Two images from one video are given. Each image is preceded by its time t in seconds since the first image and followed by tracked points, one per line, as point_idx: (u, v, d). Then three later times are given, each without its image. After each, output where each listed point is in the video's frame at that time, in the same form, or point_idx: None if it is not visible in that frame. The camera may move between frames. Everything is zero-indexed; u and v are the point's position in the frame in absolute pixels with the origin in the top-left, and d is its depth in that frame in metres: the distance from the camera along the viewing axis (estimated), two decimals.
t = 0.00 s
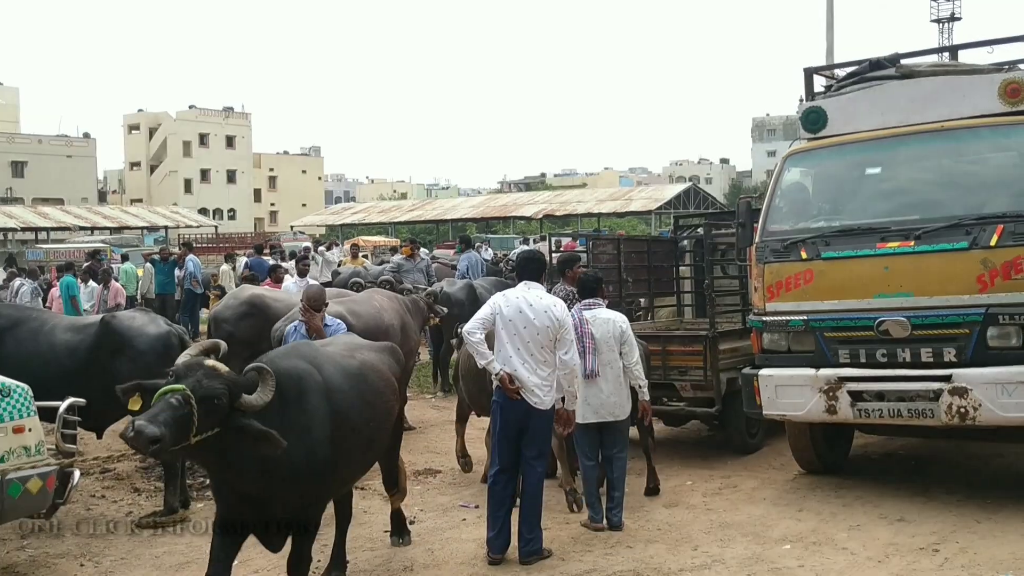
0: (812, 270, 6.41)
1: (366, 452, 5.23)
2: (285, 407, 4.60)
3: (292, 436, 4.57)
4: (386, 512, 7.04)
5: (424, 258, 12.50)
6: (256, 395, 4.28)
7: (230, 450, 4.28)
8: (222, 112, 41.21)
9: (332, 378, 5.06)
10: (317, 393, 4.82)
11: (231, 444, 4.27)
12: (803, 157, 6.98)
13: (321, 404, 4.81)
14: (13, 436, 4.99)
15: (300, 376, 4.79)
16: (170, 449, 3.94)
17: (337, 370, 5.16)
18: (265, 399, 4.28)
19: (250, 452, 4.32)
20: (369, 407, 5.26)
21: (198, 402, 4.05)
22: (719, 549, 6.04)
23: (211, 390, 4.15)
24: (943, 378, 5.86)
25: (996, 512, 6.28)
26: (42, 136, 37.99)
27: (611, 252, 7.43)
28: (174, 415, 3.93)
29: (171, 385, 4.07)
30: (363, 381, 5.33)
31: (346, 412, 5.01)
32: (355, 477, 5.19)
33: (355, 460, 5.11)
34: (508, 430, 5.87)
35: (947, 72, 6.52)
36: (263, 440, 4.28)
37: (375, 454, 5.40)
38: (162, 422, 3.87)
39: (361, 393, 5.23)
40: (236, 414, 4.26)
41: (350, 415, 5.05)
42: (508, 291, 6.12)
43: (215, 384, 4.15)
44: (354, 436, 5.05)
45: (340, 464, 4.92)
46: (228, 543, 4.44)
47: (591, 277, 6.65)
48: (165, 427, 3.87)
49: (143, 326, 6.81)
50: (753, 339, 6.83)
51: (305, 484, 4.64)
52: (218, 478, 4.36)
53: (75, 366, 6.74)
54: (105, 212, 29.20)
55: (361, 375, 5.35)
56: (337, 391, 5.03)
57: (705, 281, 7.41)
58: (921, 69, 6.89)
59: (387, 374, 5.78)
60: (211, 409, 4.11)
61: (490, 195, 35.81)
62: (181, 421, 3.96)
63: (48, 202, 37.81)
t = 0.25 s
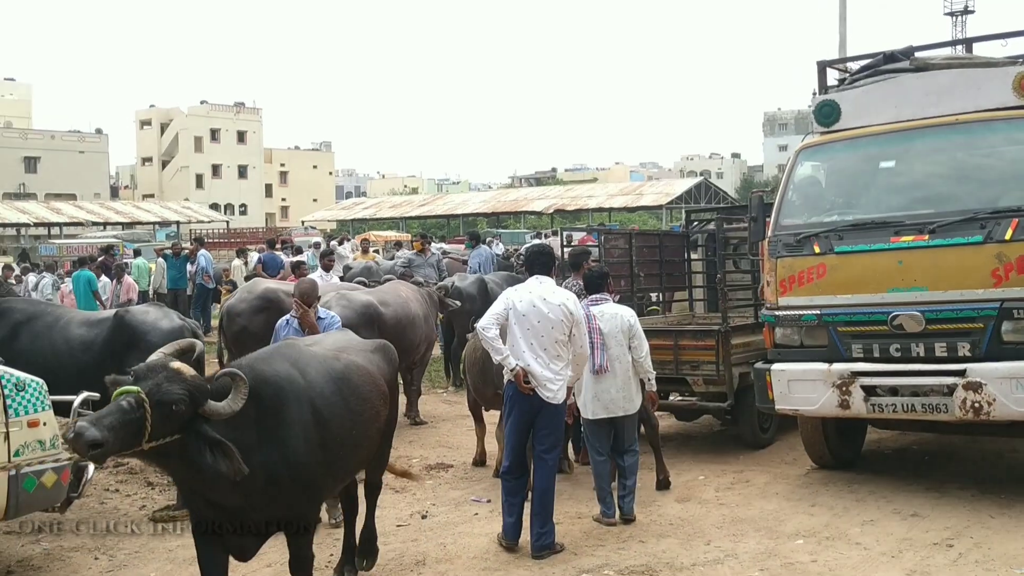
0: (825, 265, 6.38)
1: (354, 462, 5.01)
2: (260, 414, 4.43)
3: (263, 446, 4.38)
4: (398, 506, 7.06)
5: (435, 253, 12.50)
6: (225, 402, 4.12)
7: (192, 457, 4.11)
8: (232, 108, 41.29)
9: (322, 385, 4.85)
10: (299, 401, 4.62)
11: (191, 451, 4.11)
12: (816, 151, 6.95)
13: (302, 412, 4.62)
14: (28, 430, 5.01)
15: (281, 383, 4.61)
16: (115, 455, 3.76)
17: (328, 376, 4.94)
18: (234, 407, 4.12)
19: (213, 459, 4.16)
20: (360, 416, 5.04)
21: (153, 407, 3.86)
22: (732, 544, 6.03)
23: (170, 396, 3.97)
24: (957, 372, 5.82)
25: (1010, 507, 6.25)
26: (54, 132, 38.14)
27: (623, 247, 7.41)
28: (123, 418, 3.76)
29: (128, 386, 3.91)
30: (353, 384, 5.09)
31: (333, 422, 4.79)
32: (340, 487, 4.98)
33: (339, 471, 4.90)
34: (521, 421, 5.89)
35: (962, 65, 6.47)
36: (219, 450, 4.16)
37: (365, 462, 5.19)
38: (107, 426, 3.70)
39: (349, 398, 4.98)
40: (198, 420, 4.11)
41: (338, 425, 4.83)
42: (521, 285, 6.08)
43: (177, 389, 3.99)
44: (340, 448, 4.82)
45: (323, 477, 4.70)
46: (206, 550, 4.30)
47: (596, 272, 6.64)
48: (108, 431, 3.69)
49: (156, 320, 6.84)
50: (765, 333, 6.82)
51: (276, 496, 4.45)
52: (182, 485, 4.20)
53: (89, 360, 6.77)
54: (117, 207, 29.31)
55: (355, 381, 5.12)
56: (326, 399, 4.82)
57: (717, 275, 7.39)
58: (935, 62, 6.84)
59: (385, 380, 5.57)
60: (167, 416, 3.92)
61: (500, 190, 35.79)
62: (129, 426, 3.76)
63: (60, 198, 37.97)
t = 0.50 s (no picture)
0: (834, 259, 6.37)
1: (343, 461, 4.70)
2: (236, 411, 4.13)
3: (239, 445, 4.08)
4: (407, 501, 7.07)
5: (443, 248, 12.50)
6: (185, 407, 3.75)
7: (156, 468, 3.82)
8: (239, 103, 41.34)
9: (305, 379, 4.53)
10: (278, 397, 4.31)
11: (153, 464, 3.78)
12: (825, 145, 6.93)
13: (282, 408, 4.30)
14: (39, 424, 5.02)
15: (258, 377, 4.30)
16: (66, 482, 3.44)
17: (313, 370, 4.62)
18: (194, 412, 3.76)
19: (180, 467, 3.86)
20: (348, 412, 4.70)
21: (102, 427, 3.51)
22: (740, 538, 6.04)
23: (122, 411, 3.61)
24: (967, 367, 5.81)
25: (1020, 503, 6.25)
26: (62, 127, 38.22)
27: (632, 242, 7.41)
28: (72, 445, 3.42)
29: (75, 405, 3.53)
30: (339, 379, 4.75)
31: (316, 418, 4.46)
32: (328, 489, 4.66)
33: (327, 471, 4.58)
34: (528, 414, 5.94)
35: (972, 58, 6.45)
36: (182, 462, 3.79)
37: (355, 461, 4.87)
38: (53, 456, 3.36)
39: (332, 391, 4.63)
40: (156, 429, 3.75)
41: (323, 421, 4.50)
42: (522, 282, 6.08)
43: (129, 404, 3.60)
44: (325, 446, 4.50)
45: (307, 476, 4.39)
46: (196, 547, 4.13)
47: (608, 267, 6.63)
48: (56, 462, 3.37)
49: (165, 315, 6.85)
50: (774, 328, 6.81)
51: (255, 497, 4.15)
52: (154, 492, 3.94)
53: (98, 355, 6.79)
54: (125, 203, 29.37)
55: (344, 375, 4.80)
56: (309, 394, 4.49)
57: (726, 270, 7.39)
58: (945, 56, 6.82)
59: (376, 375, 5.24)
60: (121, 434, 3.57)
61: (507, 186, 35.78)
62: (78, 451, 3.42)
63: (67, 193, 38.07)
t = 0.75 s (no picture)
0: (843, 255, 6.30)
1: (329, 467, 4.42)
2: (202, 415, 3.90)
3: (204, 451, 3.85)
4: (412, 498, 7.03)
5: (448, 244, 12.44)
6: (134, 418, 3.55)
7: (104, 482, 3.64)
8: (243, 98, 41.29)
9: (286, 381, 4.25)
10: (252, 401, 4.04)
11: (98, 478, 3.61)
12: (835, 140, 6.85)
13: (253, 412, 4.02)
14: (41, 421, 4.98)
15: (231, 380, 4.05)
16: None
17: (296, 372, 4.34)
18: (143, 423, 3.56)
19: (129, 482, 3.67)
20: (335, 416, 4.42)
21: (33, 446, 3.34)
22: (749, 537, 6.06)
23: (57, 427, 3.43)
24: (978, 365, 5.75)
25: None
26: (66, 122, 38.19)
27: (639, 237, 7.35)
28: None
29: (4, 423, 3.35)
30: (326, 382, 4.46)
31: (295, 423, 4.19)
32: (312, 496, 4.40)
33: (309, 477, 4.32)
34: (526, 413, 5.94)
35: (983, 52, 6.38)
36: (128, 478, 3.60)
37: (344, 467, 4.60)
38: None
39: (315, 396, 4.33)
40: (103, 443, 3.57)
41: (303, 426, 4.22)
42: (515, 279, 6.10)
43: (63, 420, 3.41)
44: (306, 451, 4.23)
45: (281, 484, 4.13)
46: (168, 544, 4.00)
47: (623, 264, 6.54)
48: None
49: (169, 311, 6.81)
50: (782, 325, 6.75)
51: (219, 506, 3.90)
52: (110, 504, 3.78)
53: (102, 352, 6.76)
54: (129, 198, 29.34)
55: (331, 377, 4.51)
56: (290, 397, 4.21)
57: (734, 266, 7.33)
58: (956, 50, 6.74)
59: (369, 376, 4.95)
60: (56, 452, 3.40)
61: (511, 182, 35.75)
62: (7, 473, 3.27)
63: (71, 188, 38.03)
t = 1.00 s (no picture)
0: (843, 254, 6.34)
1: (309, 472, 4.20)
2: (164, 417, 3.75)
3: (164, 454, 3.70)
4: (414, 495, 7.08)
5: (450, 243, 12.49)
6: (86, 419, 3.34)
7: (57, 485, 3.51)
8: (246, 97, 41.39)
9: (260, 382, 4.03)
10: (219, 403, 3.85)
11: (47, 481, 3.44)
12: (835, 140, 6.89)
13: (219, 414, 3.83)
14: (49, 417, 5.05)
15: (197, 381, 3.88)
16: None
17: (272, 373, 4.12)
18: (95, 424, 3.33)
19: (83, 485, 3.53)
20: (314, 420, 4.19)
21: None
22: (749, 534, 6.14)
23: None
24: (977, 363, 5.80)
25: None
26: (71, 121, 38.30)
27: (640, 237, 7.40)
28: None
29: None
30: (304, 383, 4.22)
31: (268, 426, 3.97)
32: (291, 503, 4.19)
33: (286, 482, 4.08)
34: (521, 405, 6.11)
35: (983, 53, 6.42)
36: (78, 478, 3.45)
37: (328, 472, 4.37)
38: None
39: (289, 396, 4.11)
40: (52, 443, 3.41)
41: (277, 430, 4.00)
42: (506, 277, 6.27)
43: (3, 419, 3.20)
44: (279, 457, 4.00)
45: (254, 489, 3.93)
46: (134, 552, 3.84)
47: (633, 265, 6.63)
48: None
49: (174, 309, 6.87)
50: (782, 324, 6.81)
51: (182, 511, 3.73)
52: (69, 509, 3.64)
53: (107, 349, 6.82)
54: (133, 197, 29.44)
55: (311, 378, 4.28)
56: (263, 400, 3.99)
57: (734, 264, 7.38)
58: (956, 50, 6.78)
59: (360, 378, 4.71)
60: None
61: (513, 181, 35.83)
62: None
63: (75, 187, 38.15)
